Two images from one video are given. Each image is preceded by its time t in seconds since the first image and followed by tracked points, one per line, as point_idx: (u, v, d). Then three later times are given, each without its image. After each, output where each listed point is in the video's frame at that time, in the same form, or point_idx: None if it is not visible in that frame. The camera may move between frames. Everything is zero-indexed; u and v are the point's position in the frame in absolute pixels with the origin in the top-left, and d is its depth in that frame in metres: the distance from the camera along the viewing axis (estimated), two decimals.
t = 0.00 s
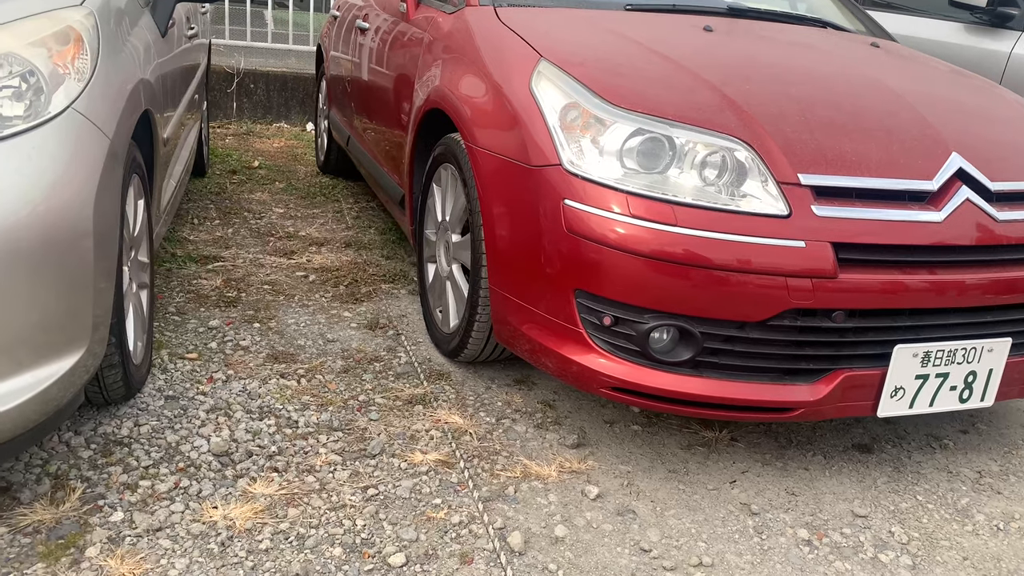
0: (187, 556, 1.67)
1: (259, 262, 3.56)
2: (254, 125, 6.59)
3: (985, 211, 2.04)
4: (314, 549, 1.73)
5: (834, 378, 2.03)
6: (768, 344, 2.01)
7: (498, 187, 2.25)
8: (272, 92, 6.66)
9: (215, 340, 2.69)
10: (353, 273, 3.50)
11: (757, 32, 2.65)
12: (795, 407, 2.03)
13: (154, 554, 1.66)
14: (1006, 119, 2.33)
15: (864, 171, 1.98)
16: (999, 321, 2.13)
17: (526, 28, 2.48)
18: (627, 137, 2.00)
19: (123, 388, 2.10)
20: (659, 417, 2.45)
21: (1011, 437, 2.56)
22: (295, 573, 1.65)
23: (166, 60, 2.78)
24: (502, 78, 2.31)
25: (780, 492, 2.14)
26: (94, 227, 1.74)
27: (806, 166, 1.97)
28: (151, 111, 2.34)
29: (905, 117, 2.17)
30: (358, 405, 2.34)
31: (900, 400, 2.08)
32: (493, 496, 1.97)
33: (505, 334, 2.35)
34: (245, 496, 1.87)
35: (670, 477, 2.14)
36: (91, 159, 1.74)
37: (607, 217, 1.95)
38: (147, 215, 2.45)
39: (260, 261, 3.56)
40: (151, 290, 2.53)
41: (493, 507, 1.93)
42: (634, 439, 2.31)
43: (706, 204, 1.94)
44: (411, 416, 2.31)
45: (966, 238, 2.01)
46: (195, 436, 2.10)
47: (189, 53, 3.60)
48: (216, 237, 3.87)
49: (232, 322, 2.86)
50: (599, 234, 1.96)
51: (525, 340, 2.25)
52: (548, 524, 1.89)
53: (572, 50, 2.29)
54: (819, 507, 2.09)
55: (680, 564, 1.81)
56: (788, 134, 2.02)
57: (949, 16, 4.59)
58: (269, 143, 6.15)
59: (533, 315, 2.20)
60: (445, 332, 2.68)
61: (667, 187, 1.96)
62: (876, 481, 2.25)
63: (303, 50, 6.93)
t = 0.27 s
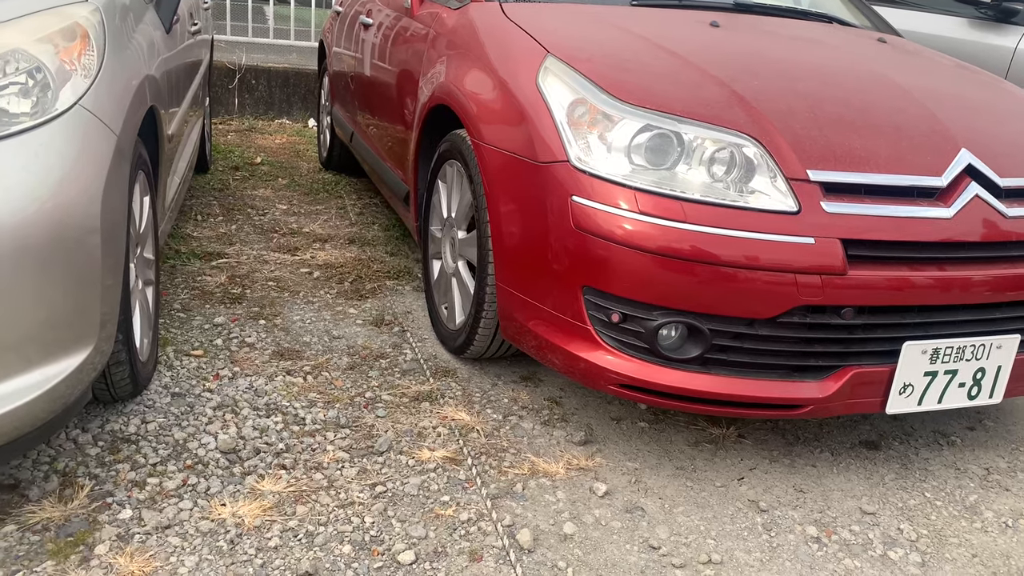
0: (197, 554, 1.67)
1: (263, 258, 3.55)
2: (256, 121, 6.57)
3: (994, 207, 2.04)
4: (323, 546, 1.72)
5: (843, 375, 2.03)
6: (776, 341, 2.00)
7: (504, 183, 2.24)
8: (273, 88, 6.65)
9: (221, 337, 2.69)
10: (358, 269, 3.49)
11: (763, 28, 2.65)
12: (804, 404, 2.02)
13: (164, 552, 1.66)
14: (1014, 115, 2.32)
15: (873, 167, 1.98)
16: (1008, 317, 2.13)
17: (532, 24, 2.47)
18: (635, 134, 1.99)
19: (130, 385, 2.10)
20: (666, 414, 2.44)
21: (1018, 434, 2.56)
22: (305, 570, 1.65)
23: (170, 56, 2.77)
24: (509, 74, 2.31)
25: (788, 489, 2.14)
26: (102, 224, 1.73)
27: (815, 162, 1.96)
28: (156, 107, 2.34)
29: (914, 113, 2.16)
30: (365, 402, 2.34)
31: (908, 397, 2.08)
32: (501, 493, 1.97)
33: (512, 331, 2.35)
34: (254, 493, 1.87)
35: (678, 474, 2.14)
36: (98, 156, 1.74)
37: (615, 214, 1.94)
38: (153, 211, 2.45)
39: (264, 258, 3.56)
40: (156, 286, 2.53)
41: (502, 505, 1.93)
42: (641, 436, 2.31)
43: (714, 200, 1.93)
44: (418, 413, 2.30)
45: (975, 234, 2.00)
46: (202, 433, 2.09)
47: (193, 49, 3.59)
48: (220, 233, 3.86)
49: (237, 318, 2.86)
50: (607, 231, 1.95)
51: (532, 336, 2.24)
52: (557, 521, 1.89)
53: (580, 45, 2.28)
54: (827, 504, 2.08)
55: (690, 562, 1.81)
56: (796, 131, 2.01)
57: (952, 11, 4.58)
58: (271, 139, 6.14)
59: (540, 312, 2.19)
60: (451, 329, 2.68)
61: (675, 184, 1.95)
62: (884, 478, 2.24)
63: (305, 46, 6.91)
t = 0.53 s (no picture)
0: (208, 553, 1.67)
1: (269, 258, 3.55)
2: (260, 120, 6.57)
3: (1006, 209, 2.03)
4: (333, 546, 1.72)
5: (854, 376, 2.02)
6: (787, 342, 2.00)
7: (514, 183, 2.24)
8: (278, 87, 6.64)
9: (229, 337, 2.69)
10: (364, 269, 3.49)
11: (773, 28, 2.64)
12: (814, 405, 2.02)
13: (175, 552, 1.66)
14: None
15: (884, 168, 1.97)
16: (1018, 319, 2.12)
17: (541, 24, 2.47)
18: (646, 134, 1.99)
19: (139, 384, 2.10)
20: (674, 415, 2.44)
21: None
22: (316, 570, 1.65)
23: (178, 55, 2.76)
24: (518, 74, 2.30)
25: (798, 490, 2.13)
26: (113, 224, 1.74)
27: (826, 163, 1.95)
28: (165, 106, 2.33)
29: (925, 114, 2.15)
30: (373, 402, 2.33)
31: (919, 399, 2.07)
32: (511, 494, 1.97)
33: (520, 331, 2.34)
34: (264, 493, 1.87)
35: (687, 475, 2.14)
36: (109, 155, 1.74)
37: (625, 214, 1.94)
38: (161, 211, 2.44)
39: (271, 257, 3.56)
40: (165, 286, 2.52)
41: (511, 505, 1.92)
42: (650, 437, 2.31)
43: (725, 201, 1.93)
44: (426, 413, 2.30)
45: (987, 235, 2.00)
46: (211, 433, 2.09)
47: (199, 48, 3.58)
48: (226, 232, 3.86)
49: (245, 318, 2.86)
50: (616, 231, 1.95)
51: (541, 337, 2.24)
52: (567, 522, 1.89)
53: (589, 45, 2.27)
54: (837, 505, 2.08)
55: (700, 563, 1.81)
56: (808, 132, 2.01)
57: (958, 11, 4.57)
58: (276, 138, 6.13)
59: (549, 312, 2.19)
60: (458, 329, 2.67)
61: (685, 184, 1.95)
62: (894, 480, 2.24)
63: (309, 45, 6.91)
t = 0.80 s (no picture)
0: (216, 552, 1.67)
1: (274, 257, 3.55)
2: (263, 119, 6.57)
3: (1014, 209, 2.03)
4: (342, 546, 1.72)
5: (862, 376, 2.02)
6: (796, 342, 2.00)
7: (521, 182, 2.23)
8: (281, 86, 6.64)
9: (235, 336, 2.69)
10: (369, 268, 3.49)
11: (781, 28, 2.64)
12: (822, 405, 2.02)
13: (183, 551, 1.66)
14: None
15: (893, 168, 1.97)
16: None
17: (549, 23, 2.47)
18: (654, 133, 1.99)
19: (146, 383, 2.10)
20: (681, 415, 2.44)
21: None
22: (325, 570, 1.65)
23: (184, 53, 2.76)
24: (525, 73, 2.30)
25: (805, 490, 2.13)
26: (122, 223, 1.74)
27: (835, 163, 1.95)
28: (172, 105, 2.33)
29: (934, 114, 2.15)
30: (379, 401, 2.33)
31: (927, 399, 2.07)
32: (518, 493, 1.97)
33: (527, 331, 2.34)
34: (271, 493, 1.87)
35: (694, 476, 2.14)
36: (117, 153, 1.74)
37: (633, 214, 1.94)
38: (167, 209, 2.44)
39: (275, 256, 3.56)
40: (171, 285, 2.52)
41: (519, 505, 1.92)
42: (656, 437, 2.30)
43: (734, 200, 1.92)
44: (433, 413, 2.30)
45: (995, 236, 1.99)
46: (218, 432, 2.09)
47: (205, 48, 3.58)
48: (231, 231, 3.86)
49: (250, 317, 2.86)
50: (624, 230, 1.94)
51: (548, 336, 2.24)
52: (574, 522, 1.88)
53: (597, 45, 2.27)
54: (845, 506, 2.08)
55: (708, 563, 1.81)
56: (816, 131, 2.01)
57: (963, 11, 4.56)
58: (279, 137, 6.13)
59: (556, 312, 2.19)
60: (464, 329, 2.67)
61: (694, 184, 1.95)
62: (901, 480, 2.24)
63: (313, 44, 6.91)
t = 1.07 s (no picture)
0: (226, 553, 1.67)
1: (280, 258, 3.55)
2: (267, 121, 6.58)
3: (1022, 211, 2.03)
4: (350, 547, 1.72)
5: (870, 378, 2.02)
6: (803, 344, 2.00)
7: (528, 184, 2.24)
8: (285, 87, 6.65)
9: (241, 337, 2.69)
10: (375, 269, 3.49)
11: (788, 30, 2.64)
12: (830, 407, 2.02)
13: (193, 551, 1.66)
14: None
15: (901, 170, 1.97)
16: None
17: (556, 25, 2.47)
18: (662, 135, 1.99)
19: (154, 384, 2.10)
20: (687, 417, 2.44)
21: None
22: (334, 571, 1.65)
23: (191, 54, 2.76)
24: (533, 75, 2.30)
25: (812, 492, 2.13)
26: (132, 224, 1.74)
27: (843, 165, 1.95)
28: (180, 106, 2.34)
29: (941, 116, 2.15)
30: (386, 403, 2.33)
31: (935, 401, 2.07)
32: (526, 495, 1.97)
33: (534, 332, 2.34)
34: (280, 493, 1.87)
35: (701, 477, 2.14)
36: (127, 154, 1.74)
37: (641, 215, 1.94)
38: (174, 210, 2.44)
39: (281, 258, 3.56)
40: (178, 286, 2.52)
41: (527, 506, 1.92)
42: (663, 439, 2.30)
43: (742, 202, 1.93)
44: (440, 414, 2.30)
45: (1002, 238, 1.99)
46: (225, 433, 2.09)
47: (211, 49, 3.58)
48: (236, 233, 3.86)
49: (256, 318, 2.86)
50: (632, 231, 1.95)
51: (555, 338, 2.24)
52: (583, 523, 1.89)
53: (604, 47, 2.28)
54: (852, 508, 2.08)
55: (717, 565, 1.81)
56: (824, 133, 2.01)
57: (967, 14, 4.57)
58: (283, 139, 6.14)
59: (564, 313, 2.19)
60: (470, 330, 2.67)
61: (702, 185, 1.95)
62: (908, 482, 2.24)
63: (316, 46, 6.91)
